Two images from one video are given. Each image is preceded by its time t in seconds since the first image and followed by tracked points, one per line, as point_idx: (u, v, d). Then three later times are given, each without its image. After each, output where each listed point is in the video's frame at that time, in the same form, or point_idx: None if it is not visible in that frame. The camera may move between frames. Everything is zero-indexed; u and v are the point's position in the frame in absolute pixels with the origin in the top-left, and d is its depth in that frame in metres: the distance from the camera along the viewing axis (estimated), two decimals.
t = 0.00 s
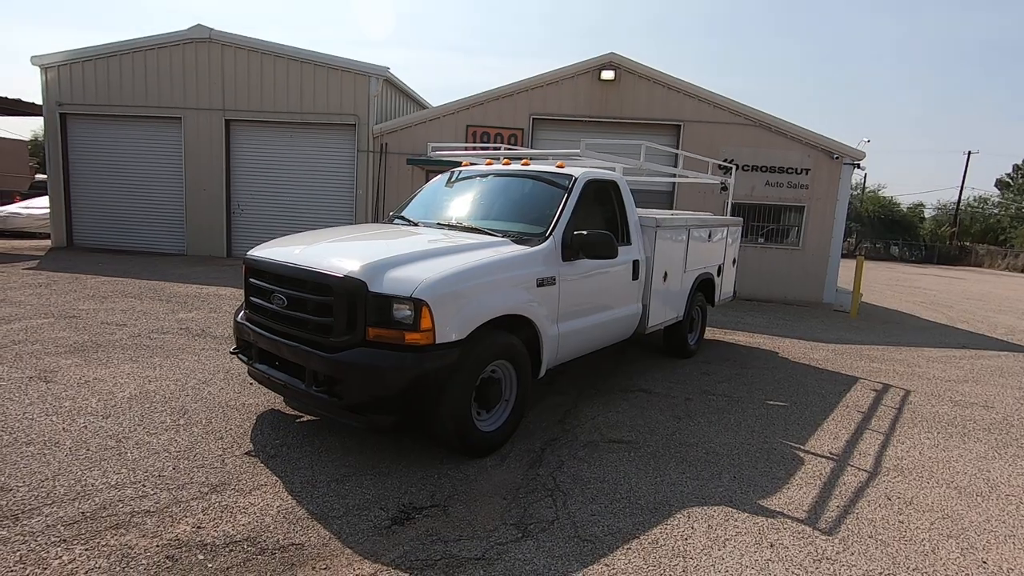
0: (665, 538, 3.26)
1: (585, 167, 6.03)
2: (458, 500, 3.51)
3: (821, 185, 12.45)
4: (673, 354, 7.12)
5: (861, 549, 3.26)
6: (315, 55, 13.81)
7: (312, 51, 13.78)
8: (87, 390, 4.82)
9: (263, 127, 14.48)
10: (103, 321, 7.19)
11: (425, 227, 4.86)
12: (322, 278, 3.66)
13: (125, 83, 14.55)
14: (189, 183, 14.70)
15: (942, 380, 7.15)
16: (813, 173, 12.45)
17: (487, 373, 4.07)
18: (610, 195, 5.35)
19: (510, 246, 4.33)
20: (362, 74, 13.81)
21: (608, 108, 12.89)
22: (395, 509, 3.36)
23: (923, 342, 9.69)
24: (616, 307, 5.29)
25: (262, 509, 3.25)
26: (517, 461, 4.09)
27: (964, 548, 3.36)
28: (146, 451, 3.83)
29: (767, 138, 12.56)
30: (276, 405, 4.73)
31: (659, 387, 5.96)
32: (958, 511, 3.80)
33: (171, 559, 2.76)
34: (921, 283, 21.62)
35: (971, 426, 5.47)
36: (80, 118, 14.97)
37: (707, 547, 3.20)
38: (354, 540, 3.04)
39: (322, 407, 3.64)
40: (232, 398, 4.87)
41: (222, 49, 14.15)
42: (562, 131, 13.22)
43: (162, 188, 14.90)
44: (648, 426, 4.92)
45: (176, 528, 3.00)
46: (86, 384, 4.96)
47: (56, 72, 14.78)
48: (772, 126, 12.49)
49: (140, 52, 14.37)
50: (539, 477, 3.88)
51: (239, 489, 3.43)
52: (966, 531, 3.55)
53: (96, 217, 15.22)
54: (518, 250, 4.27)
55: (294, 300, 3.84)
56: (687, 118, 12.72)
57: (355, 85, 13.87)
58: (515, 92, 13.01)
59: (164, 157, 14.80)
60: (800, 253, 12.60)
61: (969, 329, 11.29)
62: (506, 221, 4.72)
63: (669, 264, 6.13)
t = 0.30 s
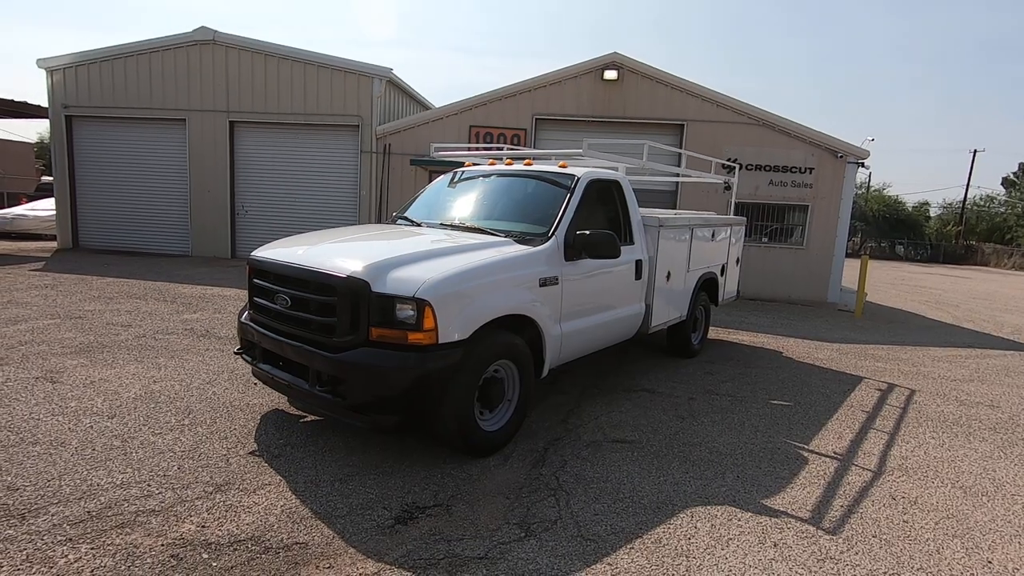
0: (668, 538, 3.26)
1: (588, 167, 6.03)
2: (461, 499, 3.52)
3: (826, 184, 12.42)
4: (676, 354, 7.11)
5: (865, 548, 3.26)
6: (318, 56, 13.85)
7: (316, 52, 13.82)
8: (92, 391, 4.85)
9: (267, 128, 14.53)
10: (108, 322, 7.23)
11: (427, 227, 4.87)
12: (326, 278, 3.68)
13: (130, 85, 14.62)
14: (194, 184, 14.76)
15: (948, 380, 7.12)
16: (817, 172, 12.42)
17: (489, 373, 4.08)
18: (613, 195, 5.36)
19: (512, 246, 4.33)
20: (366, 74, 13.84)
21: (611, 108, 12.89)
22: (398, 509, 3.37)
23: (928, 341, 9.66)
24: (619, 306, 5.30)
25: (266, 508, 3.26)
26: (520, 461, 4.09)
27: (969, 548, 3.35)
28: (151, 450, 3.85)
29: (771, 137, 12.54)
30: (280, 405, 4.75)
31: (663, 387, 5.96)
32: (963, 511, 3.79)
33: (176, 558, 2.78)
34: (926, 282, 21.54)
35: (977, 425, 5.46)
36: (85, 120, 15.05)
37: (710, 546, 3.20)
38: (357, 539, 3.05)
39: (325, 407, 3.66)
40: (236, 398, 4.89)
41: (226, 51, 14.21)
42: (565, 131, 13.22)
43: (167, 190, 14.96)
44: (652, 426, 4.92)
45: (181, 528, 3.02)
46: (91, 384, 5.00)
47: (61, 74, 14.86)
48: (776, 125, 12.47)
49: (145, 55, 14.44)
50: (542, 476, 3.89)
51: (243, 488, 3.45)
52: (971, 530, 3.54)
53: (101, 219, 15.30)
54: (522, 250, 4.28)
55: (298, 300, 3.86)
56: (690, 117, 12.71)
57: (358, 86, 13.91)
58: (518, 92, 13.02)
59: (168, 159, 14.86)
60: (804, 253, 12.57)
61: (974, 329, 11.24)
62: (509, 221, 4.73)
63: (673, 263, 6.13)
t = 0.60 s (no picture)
0: (671, 538, 3.27)
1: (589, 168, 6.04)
2: (464, 500, 3.53)
3: (828, 184, 12.40)
4: (679, 354, 7.12)
5: (868, 549, 3.25)
6: (320, 58, 13.88)
7: (318, 54, 13.86)
8: (97, 392, 4.87)
9: (269, 130, 14.56)
10: (113, 324, 7.26)
11: (430, 229, 4.88)
12: (328, 280, 3.69)
13: (133, 88, 14.67)
14: (196, 186, 14.80)
15: (951, 380, 7.11)
16: (819, 171, 12.40)
17: (492, 374, 4.08)
18: (615, 196, 5.36)
19: (514, 247, 4.34)
20: (368, 76, 13.87)
21: (613, 109, 12.90)
22: (401, 509, 3.38)
23: (932, 341, 9.63)
24: (621, 307, 5.30)
25: (270, 509, 3.28)
26: (522, 462, 4.10)
27: (972, 548, 3.35)
28: (155, 451, 3.87)
29: (773, 137, 12.53)
30: (283, 406, 4.77)
31: (665, 387, 5.96)
32: (967, 511, 3.79)
33: (180, 559, 2.79)
34: (930, 281, 21.48)
35: (981, 425, 5.45)
36: (89, 123, 15.11)
37: (712, 546, 3.20)
38: (360, 540, 3.06)
39: (328, 408, 3.67)
40: (240, 399, 4.91)
41: (229, 54, 14.25)
42: (567, 132, 13.23)
43: (170, 192, 15.01)
44: (654, 426, 4.92)
45: (185, 529, 3.03)
46: (96, 386, 5.02)
47: (65, 78, 14.92)
48: (778, 125, 12.46)
49: (148, 57, 14.50)
50: (544, 477, 3.90)
51: (247, 489, 3.47)
52: (974, 530, 3.54)
53: (105, 221, 15.35)
54: (523, 251, 4.29)
55: (301, 302, 3.88)
56: (692, 117, 12.71)
57: (360, 87, 13.94)
58: (520, 93, 13.03)
59: (171, 161, 14.91)
60: (807, 253, 12.56)
61: (978, 328, 11.22)
62: (511, 222, 4.74)
63: (675, 264, 6.13)
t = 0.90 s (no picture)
0: (672, 540, 3.27)
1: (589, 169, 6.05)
2: (464, 502, 3.53)
3: (829, 185, 12.40)
4: (680, 356, 7.12)
5: (869, 550, 3.26)
6: (321, 61, 13.92)
7: (319, 57, 13.90)
8: (99, 395, 4.88)
9: (271, 133, 14.60)
10: (114, 326, 7.27)
11: (430, 231, 4.89)
12: (329, 282, 3.70)
13: (135, 92, 14.71)
14: (198, 189, 14.83)
15: (952, 381, 7.11)
16: (820, 173, 12.40)
17: (492, 375, 4.09)
18: (615, 197, 5.37)
19: (515, 249, 4.35)
20: (369, 79, 13.90)
21: (613, 110, 12.91)
22: (402, 511, 3.39)
23: (933, 342, 9.63)
24: (621, 308, 5.30)
25: (271, 511, 3.28)
26: (523, 463, 4.11)
27: (973, 549, 3.35)
28: (157, 454, 3.88)
29: (774, 138, 12.53)
30: (284, 408, 4.78)
31: (666, 389, 5.96)
32: (968, 512, 3.79)
33: (182, 561, 2.80)
34: (931, 283, 21.48)
35: (982, 427, 5.45)
36: (91, 126, 15.15)
37: (713, 548, 3.20)
38: (362, 541, 3.07)
39: (329, 410, 3.68)
40: (241, 402, 4.92)
41: (230, 57, 14.29)
42: (568, 134, 13.25)
43: (172, 194, 15.04)
44: (655, 428, 4.92)
45: (186, 531, 3.04)
46: (98, 388, 5.03)
47: (67, 81, 14.97)
48: (778, 127, 12.47)
49: (150, 61, 14.55)
50: (545, 478, 3.90)
51: (248, 492, 3.47)
52: (975, 532, 3.54)
53: (107, 224, 15.39)
54: (523, 253, 4.30)
55: (302, 304, 3.89)
56: (692, 119, 12.72)
57: (361, 90, 13.96)
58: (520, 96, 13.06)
59: (173, 164, 14.94)
60: (808, 254, 12.56)
61: (980, 330, 11.21)
62: (511, 224, 4.75)
63: (675, 265, 6.13)
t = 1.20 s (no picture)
0: (671, 539, 3.27)
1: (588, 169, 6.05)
2: (464, 502, 3.53)
3: (828, 185, 12.41)
4: (679, 356, 7.12)
5: (868, 549, 3.26)
6: (320, 62, 13.92)
7: (318, 59, 13.90)
8: (98, 396, 4.88)
9: (270, 135, 14.60)
10: (114, 328, 7.27)
11: (429, 232, 4.90)
12: (328, 283, 3.71)
13: (134, 94, 14.71)
14: (197, 191, 14.83)
15: (951, 380, 7.12)
16: (819, 173, 12.41)
17: (492, 376, 4.09)
18: (614, 198, 5.37)
19: (514, 249, 4.35)
20: (368, 80, 13.91)
21: (612, 111, 12.92)
22: (401, 511, 3.39)
23: (932, 341, 9.64)
24: (620, 309, 5.31)
25: (270, 512, 3.28)
26: (523, 464, 4.11)
27: (973, 548, 3.36)
28: (156, 455, 3.88)
29: (772, 138, 12.54)
30: (284, 409, 4.78)
31: (665, 389, 5.95)
32: (966, 511, 3.79)
33: (181, 561, 2.80)
34: (930, 282, 21.49)
35: (981, 425, 5.45)
36: (90, 128, 15.15)
37: (713, 548, 3.20)
38: (361, 542, 3.07)
39: (328, 411, 3.68)
40: (241, 403, 4.92)
41: (229, 58, 14.29)
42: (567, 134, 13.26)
43: (171, 196, 15.04)
44: (654, 428, 4.93)
45: (185, 532, 3.04)
46: (97, 390, 5.03)
47: (66, 83, 14.96)
48: (777, 127, 12.48)
49: (148, 63, 14.55)
50: (545, 479, 3.90)
51: (247, 493, 3.47)
52: (974, 531, 3.54)
53: (106, 226, 15.38)
54: (522, 253, 4.30)
55: (300, 305, 3.89)
56: (691, 119, 12.73)
57: (360, 91, 13.97)
58: (519, 96, 13.07)
59: (172, 166, 14.94)
60: (807, 254, 12.57)
61: (979, 329, 11.22)
62: (510, 225, 4.75)
63: (674, 266, 6.14)
